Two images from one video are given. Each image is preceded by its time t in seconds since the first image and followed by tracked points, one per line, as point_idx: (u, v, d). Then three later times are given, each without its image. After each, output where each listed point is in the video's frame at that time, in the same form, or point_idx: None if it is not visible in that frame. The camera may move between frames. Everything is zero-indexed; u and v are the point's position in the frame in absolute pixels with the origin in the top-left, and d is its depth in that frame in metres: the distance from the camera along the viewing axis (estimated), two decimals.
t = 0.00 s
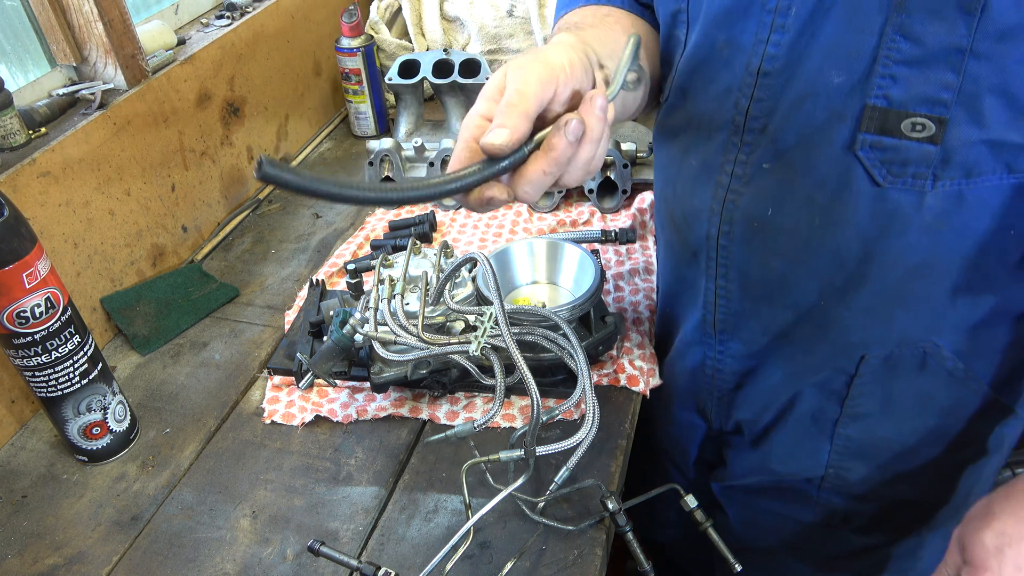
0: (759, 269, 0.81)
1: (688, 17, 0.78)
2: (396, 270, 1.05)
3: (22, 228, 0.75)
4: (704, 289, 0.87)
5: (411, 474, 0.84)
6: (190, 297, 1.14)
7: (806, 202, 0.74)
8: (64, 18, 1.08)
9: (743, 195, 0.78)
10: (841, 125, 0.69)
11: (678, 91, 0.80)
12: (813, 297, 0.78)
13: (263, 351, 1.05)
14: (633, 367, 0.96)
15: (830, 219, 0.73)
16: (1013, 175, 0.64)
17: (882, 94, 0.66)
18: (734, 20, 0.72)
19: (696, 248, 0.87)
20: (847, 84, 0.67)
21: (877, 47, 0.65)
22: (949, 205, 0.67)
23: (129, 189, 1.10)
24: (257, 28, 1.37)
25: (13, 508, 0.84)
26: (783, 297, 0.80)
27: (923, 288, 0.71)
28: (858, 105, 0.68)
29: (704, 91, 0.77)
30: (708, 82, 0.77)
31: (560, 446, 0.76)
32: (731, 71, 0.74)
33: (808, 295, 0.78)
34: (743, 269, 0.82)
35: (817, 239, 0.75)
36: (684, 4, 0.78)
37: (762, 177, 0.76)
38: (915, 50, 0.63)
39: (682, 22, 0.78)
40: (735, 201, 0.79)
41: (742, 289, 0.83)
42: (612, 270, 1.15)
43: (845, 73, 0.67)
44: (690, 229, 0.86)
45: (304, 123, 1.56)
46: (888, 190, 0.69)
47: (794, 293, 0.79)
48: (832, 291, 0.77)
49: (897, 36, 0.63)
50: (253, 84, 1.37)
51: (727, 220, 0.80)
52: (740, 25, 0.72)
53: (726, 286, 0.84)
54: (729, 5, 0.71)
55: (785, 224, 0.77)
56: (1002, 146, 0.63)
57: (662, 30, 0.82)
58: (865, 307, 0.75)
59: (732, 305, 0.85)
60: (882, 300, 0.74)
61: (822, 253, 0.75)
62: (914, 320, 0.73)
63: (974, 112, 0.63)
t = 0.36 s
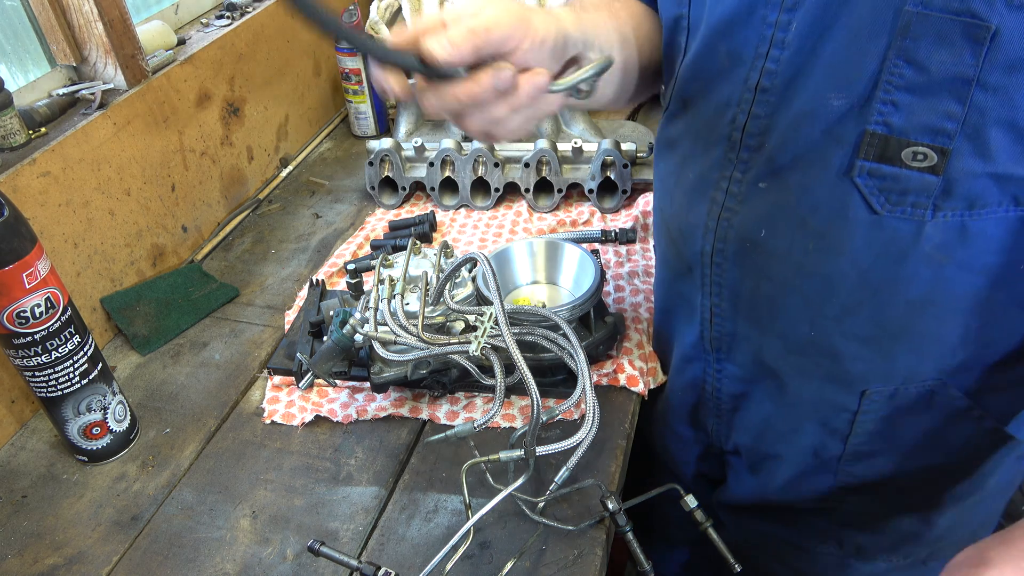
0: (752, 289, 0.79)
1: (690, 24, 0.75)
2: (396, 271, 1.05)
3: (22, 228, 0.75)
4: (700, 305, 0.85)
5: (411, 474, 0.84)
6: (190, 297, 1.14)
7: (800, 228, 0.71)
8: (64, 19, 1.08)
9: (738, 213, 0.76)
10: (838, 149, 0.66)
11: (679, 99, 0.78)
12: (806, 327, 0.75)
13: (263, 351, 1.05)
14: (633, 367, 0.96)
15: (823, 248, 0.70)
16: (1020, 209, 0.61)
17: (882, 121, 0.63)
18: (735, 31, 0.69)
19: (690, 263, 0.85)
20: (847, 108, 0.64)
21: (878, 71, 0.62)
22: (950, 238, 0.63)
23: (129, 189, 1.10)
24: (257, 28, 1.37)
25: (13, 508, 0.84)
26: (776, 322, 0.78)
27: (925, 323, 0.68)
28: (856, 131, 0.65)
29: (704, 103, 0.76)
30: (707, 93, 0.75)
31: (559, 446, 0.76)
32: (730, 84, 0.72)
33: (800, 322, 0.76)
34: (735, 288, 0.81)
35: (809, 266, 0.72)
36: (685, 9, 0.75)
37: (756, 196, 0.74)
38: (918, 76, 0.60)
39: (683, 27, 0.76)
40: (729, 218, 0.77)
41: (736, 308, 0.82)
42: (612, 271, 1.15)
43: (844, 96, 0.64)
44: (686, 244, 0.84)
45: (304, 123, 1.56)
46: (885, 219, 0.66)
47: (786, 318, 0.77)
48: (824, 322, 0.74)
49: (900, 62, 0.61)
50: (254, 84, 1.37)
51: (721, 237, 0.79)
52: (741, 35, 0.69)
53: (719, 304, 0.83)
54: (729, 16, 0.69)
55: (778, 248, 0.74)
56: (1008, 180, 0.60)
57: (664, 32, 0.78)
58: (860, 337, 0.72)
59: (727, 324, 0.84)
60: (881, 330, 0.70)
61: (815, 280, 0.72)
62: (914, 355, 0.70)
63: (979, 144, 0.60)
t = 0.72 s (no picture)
0: (717, 290, 0.78)
1: (664, 15, 0.74)
2: (396, 271, 1.05)
3: (22, 228, 0.75)
4: (672, 300, 0.85)
5: (411, 474, 0.84)
6: (190, 297, 1.14)
7: (764, 230, 0.70)
8: (64, 19, 1.08)
9: (703, 213, 0.75)
10: (803, 154, 0.66)
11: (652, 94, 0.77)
12: (772, 324, 0.75)
13: (263, 351, 1.05)
14: (634, 368, 0.96)
15: (788, 251, 0.69)
16: (979, 221, 0.60)
17: (847, 129, 0.62)
18: (709, 29, 0.68)
19: (660, 260, 0.84)
20: (814, 113, 0.64)
21: (846, 79, 0.61)
22: (911, 246, 0.63)
23: (129, 189, 1.10)
24: (257, 28, 1.37)
25: (13, 508, 0.84)
26: (741, 323, 0.78)
27: (889, 322, 0.68)
28: (821, 136, 0.64)
29: (675, 101, 0.74)
30: (677, 90, 0.74)
31: (559, 447, 0.75)
32: (701, 83, 0.71)
33: (765, 321, 0.75)
34: (701, 288, 0.79)
35: (772, 269, 0.71)
36: None
37: (720, 199, 0.73)
38: (884, 87, 0.59)
39: (658, 19, 0.75)
40: (695, 218, 0.76)
41: (702, 308, 0.81)
42: (612, 271, 1.15)
43: (812, 101, 0.63)
44: (655, 240, 0.83)
45: (304, 123, 1.56)
46: (847, 226, 0.65)
47: (751, 319, 0.76)
48: (787, 321, 0.73)
49: (866, 71, 0.60)
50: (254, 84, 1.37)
51: (687, 236, 0.77)
52: (713, 35, 0.68)
53: (687, 300, 0.82)
54: (706, 13, 0.68)
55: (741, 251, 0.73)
56: (967, 194, 0.59)
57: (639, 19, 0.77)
58: (824, 336, 0.72)
59: (696, 324, 0.83)
60: (843, 329, 0.70)
61: (779, 280, 0.72)
62: (878, 353, 0.70)
63: (941, 158, 0.59)
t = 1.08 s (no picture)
0: (685, 292, 0.74)
1: (625, 20, 0.70)
2: (396, 271, 1.05)
3: (22, 228, 0.75)
4: (640, 307, 0.82)
5: (411, 474, 0.84)
6: (190, 297, 1.14)
7: (729, 230, 0.67)
8: (64, 19, 1.08)
9: (669, 216, 0.71)
10: (765, 151, 0.62)
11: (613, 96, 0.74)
12: (740, 323, 0.71)
13: (263, 351, 1.05)
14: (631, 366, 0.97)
15: (757, 248, 0.66)
16: (942, 214, 0.58)
17: (809, 124, 0.60)
18: (667, 30, 0.64)
19: (627, 265, 0.80)
20: (775, 109, 0.61)
21: (806, 73, 0.58)
22: (875, 238, 0.60)
23: (129, 189, 1.10)
24: (257, 28, 1.37)
25: (13, 508, 0.84)
26: (710, 325, 0.74)
27: (862, 315, 0.64)
28: (783, 133, 0.61)
29: (637, 103, 0.70)
30: (637, 94, 0.70)
31: (559, 447, 0.74)
32: (660, 85, 0.67)
33: (734, 321, 0.72)
34: (670, 288, 0.75)
35: (740, 267, 0.68)
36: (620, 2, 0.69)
37: (685, 202, 0.69)
38: (845, 81, 0.57)
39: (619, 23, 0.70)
40: (660, 222, 0.72)
41: (670, 311, 0.77)
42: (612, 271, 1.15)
43: (773, 97, 0.60)
44: (622, 246, 0.79)
45: (304, 123, 1.56)
46: (813, 221, 0.62)
47: (720, 319, 0.73)
48: (756, 321, 0.70)
49: (826, 65, 0.57)
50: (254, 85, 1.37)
51: (653, 239, 0.73)
52: (671, 36, 0.64)
53: (655, 303, 0.78)
54: (664, 16, 0.64)
55: (706, 252, 0.69)
56: (929, 185, 0.57)
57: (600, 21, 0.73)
58: (793, 333, 0.68)
59: (666, 329, 0.79)
60: (812, 326, 0.67)
61: (745, 279, 0.68)
62: (846, 349, 0.67)
63: (901, 150, 0.57)
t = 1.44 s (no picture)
0: (697, 288, 0.75)
1: (610, 26, 0.69)
2: (396, 271, 1.05)
3: (22, 228, 0.75)
4: (649, 305, 0.82)
5: (411, 474, 0.84)
6: (190, 297, 1.14)
7: (740, 224, 0.68)
8: (64, 19, 1.08)
9: (675, 216, 0.72)
10: (770, 145, 0.63)
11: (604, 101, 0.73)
12: (756, 312, 0.73)
13: (263, 351, 1.05)
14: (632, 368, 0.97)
15: (770, 239, 0.67)
16: (946, 186, 0.60)
17: (812, 114, 0.60)
18: (656, 34, 0.64)
19: (632, 266, 0.80)
20: (777, 104, 0.61)
21: (805, 67, 0.58)
22: (883, 216, 0.62)
23: (129, 189, 1.10)
24: (256, 28, 1.37)
25: (13, 508, 0.84)
26: (725, 315, 0.76)
27: (869, 294, 0.67)
28: (786, 126, 0.62)
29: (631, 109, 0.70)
30: (630, 100, 0.69)
31: (559, 447, 0.75)
32: (655, 91, 0.67)
33: (749, 309, 0.73)
34: (682, 288, 0.77)
35: (754, 258, 0.69)
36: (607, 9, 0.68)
37: (692, 202, 0.70)
38: (844, 70, 0.57)
39: (605, 30, 0.70)
40: (668, 223, 0.73)
41: (683, 308, 0.79)
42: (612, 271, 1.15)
43: (774, 92, 0.60)
44: (626, 248, 0.79)
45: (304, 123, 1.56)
46: (822, 206, 0.63)
47: (736, 308, 0.74)
48: (771, 306, 0.71)
49: (825, 57, 0.57)
50: (253, 85, 1.37)
51: (662, 240, 0.74)
52: (660, 41, 0.64)
53: (666, 304, 0.80)
54: (653, 19, 0.64)
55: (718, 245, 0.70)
56: (934, 161, 0.58)
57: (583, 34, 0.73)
58: (808, 316, 0.70)
59: (677, 323, 0.81)
60: (825, 308, 0.69)
61: (761, 268, 0.69)
62: (862, 327, 0.69)
63: (904, 131, 0.58)
